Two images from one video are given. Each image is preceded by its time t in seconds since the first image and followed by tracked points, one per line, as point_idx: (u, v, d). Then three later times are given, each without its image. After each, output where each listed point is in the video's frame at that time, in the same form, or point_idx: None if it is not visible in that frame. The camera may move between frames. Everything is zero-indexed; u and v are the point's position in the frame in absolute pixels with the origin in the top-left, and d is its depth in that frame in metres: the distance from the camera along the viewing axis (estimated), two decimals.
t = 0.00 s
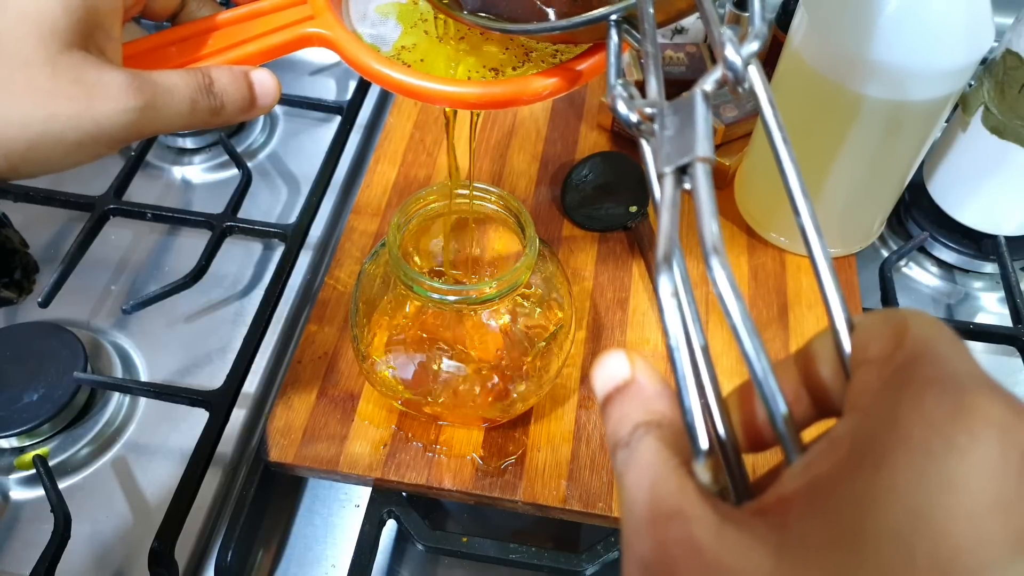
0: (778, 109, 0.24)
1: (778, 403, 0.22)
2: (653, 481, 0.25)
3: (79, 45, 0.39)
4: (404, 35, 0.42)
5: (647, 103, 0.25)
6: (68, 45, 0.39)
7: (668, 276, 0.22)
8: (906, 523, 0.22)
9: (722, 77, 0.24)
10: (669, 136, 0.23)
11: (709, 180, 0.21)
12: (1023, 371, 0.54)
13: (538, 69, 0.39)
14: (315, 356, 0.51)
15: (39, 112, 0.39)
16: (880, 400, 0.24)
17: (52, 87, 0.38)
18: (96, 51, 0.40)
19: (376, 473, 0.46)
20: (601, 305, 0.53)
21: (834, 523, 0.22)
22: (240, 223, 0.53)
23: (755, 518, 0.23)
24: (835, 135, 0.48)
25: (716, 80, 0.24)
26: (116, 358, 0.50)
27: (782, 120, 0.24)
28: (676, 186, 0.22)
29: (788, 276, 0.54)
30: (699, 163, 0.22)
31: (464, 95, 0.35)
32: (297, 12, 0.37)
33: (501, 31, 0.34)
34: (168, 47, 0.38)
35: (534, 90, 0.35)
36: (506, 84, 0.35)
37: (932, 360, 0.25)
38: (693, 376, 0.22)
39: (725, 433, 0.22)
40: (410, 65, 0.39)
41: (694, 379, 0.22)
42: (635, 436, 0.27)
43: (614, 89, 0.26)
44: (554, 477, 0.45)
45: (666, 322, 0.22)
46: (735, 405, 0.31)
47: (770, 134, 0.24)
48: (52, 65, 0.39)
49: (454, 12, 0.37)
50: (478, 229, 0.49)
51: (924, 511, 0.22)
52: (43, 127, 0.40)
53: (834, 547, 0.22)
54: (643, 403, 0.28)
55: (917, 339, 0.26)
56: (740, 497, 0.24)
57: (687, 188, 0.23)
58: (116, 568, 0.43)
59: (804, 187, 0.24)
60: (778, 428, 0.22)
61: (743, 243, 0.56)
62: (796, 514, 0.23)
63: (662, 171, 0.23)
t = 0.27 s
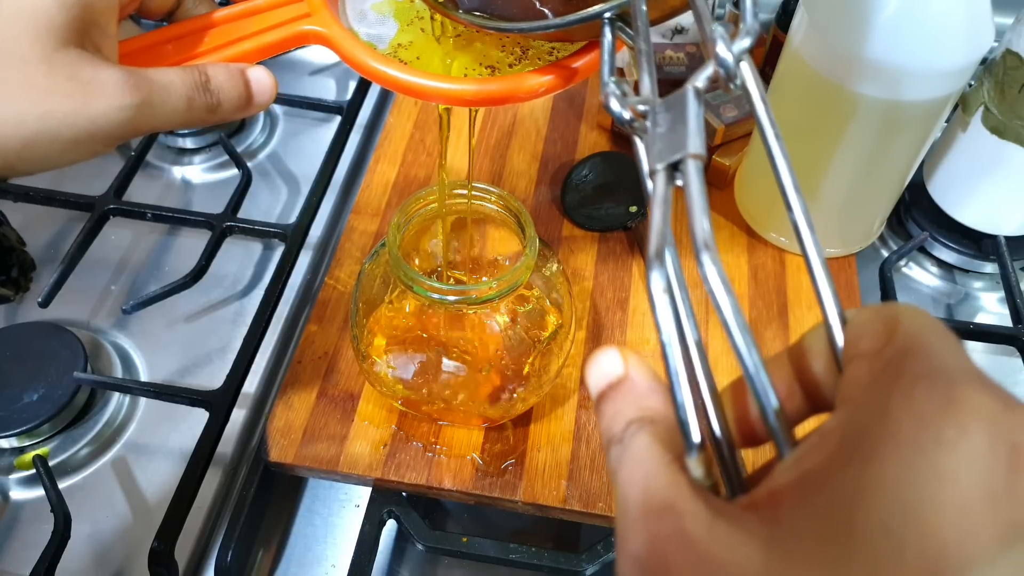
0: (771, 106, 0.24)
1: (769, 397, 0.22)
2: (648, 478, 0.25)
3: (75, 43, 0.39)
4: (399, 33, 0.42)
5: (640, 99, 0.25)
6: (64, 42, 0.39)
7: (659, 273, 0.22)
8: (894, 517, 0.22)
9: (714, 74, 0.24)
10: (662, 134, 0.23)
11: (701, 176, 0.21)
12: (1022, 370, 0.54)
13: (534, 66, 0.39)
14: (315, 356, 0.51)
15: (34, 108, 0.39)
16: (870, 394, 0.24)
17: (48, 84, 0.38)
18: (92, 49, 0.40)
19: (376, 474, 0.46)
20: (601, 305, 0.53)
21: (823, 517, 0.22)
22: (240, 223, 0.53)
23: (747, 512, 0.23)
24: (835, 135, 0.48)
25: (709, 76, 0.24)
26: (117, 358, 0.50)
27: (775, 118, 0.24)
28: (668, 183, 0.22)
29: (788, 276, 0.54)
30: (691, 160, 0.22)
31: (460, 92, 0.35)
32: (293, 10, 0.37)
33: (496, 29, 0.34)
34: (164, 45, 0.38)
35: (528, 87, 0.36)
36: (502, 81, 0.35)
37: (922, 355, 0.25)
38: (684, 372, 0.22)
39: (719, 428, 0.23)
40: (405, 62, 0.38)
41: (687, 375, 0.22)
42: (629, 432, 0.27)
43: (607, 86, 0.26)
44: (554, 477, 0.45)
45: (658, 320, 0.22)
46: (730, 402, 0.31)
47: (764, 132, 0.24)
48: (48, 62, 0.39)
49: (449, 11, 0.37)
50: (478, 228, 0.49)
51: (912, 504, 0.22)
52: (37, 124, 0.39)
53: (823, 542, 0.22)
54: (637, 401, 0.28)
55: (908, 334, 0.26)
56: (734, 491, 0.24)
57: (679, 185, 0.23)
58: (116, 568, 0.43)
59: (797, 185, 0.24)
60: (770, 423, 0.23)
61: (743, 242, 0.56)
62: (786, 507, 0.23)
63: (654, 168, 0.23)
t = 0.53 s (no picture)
0: (766, 104, 0.24)
1: (764, 394, 0.22)
2: (645, 476, 0.25)
3: (72, 41, 0.39)
4: (397, 32, 0.42)
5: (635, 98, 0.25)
6: (60, 41, 0.39)
7: (655, 271, 0.22)
8: (888, 512, 0.21)
9: (710, 73, 0.24)
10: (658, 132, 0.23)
11: (695, 175, 0.21)
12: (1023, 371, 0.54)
13: (532, 65, 0.39)
14: (315, 356, 0.51)
15: (31, 107, 0.39)
16: (865, 391, 0.24)
17: (45, 83, 0.38)
18: (88, 47, 0.40)
19: (376, 474, 0.46)
20: (601, 305, 0.53)
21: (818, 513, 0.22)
22: (240, 223, 0.53)
23: (743, 509, 0.23)
24: (834, 134, 0.47)
25: (704, 74, 0.24)
26: (116, 358, 0.50)
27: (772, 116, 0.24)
28: (663, 181, 0.22)
29: (788, 276, 0.54)
30: (686, 159, 0.22)
31: (457, 91, 0.35)
32: (291, 9, 0.37)
33: (493, 29, 0.34)
34: (161, 44, 0.38)
35: (525, 86, 0.35)
36: (499, 79, 0.35)
37: (916, 352, 0.25)
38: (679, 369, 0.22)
39: (716, 425, 0.23)
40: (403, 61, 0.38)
41: (683, 373, 0.23)
42: (626, 431, 0.27)
43: (603, 85, 0.26)
44: (554, 477, 0.45)
45: (654, 320, 0.22)
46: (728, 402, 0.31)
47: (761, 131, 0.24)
48: (44, 61, 0.39)
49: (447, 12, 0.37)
50: (478, 228, 0.49)
51: (907, 500, 0.22)
52: (33, 122, 0.39)
53: (819, 539, 0.22)
54: (634, 400, 0.28)
55: (903, 331, 0.26)
56: (732, 487, 0.24)
57: (674, 183, 0.23)
58: (116, 568, 0.43)
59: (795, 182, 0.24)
60: (766, 419, 0.23)
61: (743, 242, 0.56)
62: (783, 504, 0.23)
63: (649, 167, 0.23)
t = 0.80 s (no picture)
0: (765, 104, 0.24)
1: (762, 395, 0.22)
2: (644, 477, 0.25)
3: (72, 42, 0.39)
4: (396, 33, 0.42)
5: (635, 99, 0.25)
6: (60, 41, 0.39)
7: (653, 273, 0.22)
8: (883, 513, 0.22)
9: (707, 74, 0.24)
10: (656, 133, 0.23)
11: (692, 176, 0.21)
12: (1022, 370, 0.54)
13: (531, 65, 0.39)
14: (315, 356, 0.51)
15: (30, 107, 0.39)
16: (862, 390, 0.24)
17: (44, 83, 0.39)
18: (88, 47, 0.40)
19: (376, 474, 0.46)
20: (601, 305, 0.53)
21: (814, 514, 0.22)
22: (240, 222, 0.53)
23: (741, 511, 0.23)
24: (834, 134, 0.47)
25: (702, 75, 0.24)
26: (116, 358, 0.50)
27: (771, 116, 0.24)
28: (661, 182, 0.22)
29: (788, 276, 0.54)
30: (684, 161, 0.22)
31: (456, 91, 0.35)
32: (290, 10, 0.37)
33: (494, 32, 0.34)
34: (161, 45, 0.38)
35: (524, 86, 0.35)
36: (498, 79, 0.35)
37: (913, 352, 0.25)
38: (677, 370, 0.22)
39: (715, 423, 0.23)
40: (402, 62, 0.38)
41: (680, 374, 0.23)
42: (625, 432, 0.27)
43: (601, 87, 0.26)
44: (554, 476, 0.45)
45: (652, 321, 0.22)
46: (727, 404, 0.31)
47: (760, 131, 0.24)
48: (43, 61, 0.39)
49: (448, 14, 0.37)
50: (478, 228, 0.49)
51: (903, 501, 0.22)
52: (32, 122, 0.39)
53: (816, 540, 0.22)
54: (633, 400, 0.28)
55: (901, 329, 0.26)
56: (732, 487, 0.24)
57: (673, 184, 0.23)
58: (116, 568, 0.43)
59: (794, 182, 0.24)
60: (763, 421, 0.23)
61: (743, 242, 0.56)
62: (780, 506, 0.23)
63: (647, 169, 0.23)
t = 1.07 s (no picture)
0: (766, 109, 0.24)
1: (763, 400, 0.22)
2: (648, 482, 0.25)
3: (75, 45, 0.39)
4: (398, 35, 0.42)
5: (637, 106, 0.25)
6: (63, 44, 0.39)
7: (655, 279, 0.22)
8: (882, 519, 0.22)
9: (709, 82, 0.24)
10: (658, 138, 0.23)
11: (694, 183, 0.21)
12: (1022, 371, 0.54)
13: (533, 70, 0.38)
14: (315, 356, 0.51)
15: (32, 109, 0.39)
16: (862, 397, 0.24)
17: (48, 86, 0.38)
18: (91, 51, 0.40)
19: (376, 474, 0.46)
20: (601, 305, 0.53)
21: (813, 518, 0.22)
22: (240, 223, 0.53)
23: (742, 516, 0.23)
24: (834, 134, 0.47)
25: (702, 83, 0.24)
26: (116, 358, 0.50)
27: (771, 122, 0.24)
28: (663, 190, 0.22)
29: (788, 276, 0.54)
30: (685, 168, 0.22)
31: (458, 96, 0.35)
32: (292, 13, 0.37)
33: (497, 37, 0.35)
34: (162, 47, 0.38)
35: (526, 91, 0.35)
36: (499, 84, 0.35)
37: (914, 359, 0.25)
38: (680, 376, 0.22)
39: (719, 427, 0.23)
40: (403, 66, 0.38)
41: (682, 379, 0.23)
42: (629, 437, 0.27)
43: (604, 94, 0.26)
44: (554, 477, 0.45)
45: (655, 327, 0.22)
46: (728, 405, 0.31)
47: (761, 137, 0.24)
48: (45, 63, 0.38)
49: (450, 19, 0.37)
50: (479, 227, 0.49)
51: (901, 507, 0.22)
52: (34, 124, 0.39)
53: (817, 546, 0.22)
54: (636, 404, 0.28)
55: (902, 335, 0.26)
56: (737, 491, 0.24)
57: (674, 191, 0.23)
58: (116, 568, 0.43)
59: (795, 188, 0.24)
60: (766, 427, 0.23)
61: (743, 243, 0.56)
62: (781, 512, 0.23)
63: (648, 176, 0.23)
